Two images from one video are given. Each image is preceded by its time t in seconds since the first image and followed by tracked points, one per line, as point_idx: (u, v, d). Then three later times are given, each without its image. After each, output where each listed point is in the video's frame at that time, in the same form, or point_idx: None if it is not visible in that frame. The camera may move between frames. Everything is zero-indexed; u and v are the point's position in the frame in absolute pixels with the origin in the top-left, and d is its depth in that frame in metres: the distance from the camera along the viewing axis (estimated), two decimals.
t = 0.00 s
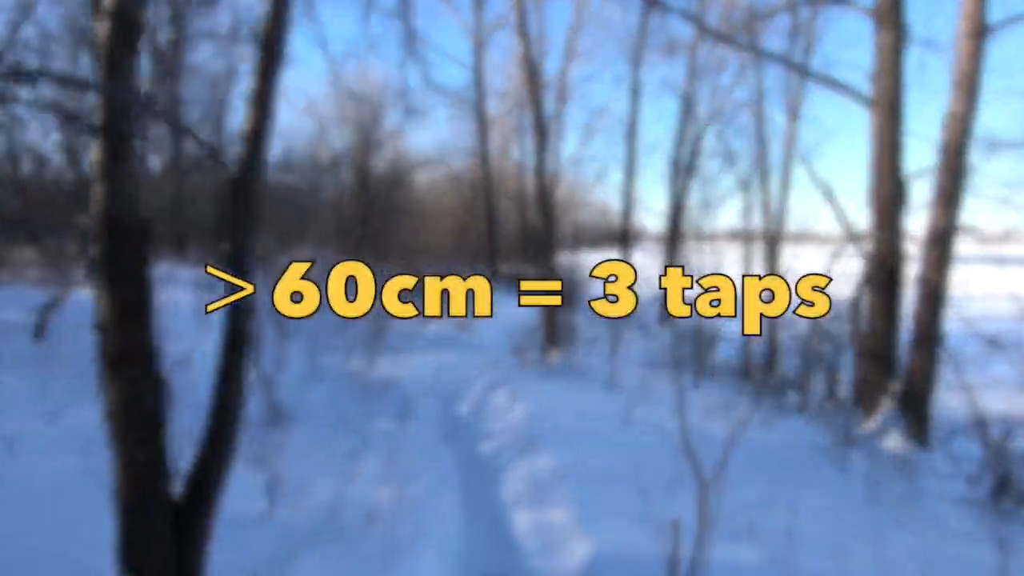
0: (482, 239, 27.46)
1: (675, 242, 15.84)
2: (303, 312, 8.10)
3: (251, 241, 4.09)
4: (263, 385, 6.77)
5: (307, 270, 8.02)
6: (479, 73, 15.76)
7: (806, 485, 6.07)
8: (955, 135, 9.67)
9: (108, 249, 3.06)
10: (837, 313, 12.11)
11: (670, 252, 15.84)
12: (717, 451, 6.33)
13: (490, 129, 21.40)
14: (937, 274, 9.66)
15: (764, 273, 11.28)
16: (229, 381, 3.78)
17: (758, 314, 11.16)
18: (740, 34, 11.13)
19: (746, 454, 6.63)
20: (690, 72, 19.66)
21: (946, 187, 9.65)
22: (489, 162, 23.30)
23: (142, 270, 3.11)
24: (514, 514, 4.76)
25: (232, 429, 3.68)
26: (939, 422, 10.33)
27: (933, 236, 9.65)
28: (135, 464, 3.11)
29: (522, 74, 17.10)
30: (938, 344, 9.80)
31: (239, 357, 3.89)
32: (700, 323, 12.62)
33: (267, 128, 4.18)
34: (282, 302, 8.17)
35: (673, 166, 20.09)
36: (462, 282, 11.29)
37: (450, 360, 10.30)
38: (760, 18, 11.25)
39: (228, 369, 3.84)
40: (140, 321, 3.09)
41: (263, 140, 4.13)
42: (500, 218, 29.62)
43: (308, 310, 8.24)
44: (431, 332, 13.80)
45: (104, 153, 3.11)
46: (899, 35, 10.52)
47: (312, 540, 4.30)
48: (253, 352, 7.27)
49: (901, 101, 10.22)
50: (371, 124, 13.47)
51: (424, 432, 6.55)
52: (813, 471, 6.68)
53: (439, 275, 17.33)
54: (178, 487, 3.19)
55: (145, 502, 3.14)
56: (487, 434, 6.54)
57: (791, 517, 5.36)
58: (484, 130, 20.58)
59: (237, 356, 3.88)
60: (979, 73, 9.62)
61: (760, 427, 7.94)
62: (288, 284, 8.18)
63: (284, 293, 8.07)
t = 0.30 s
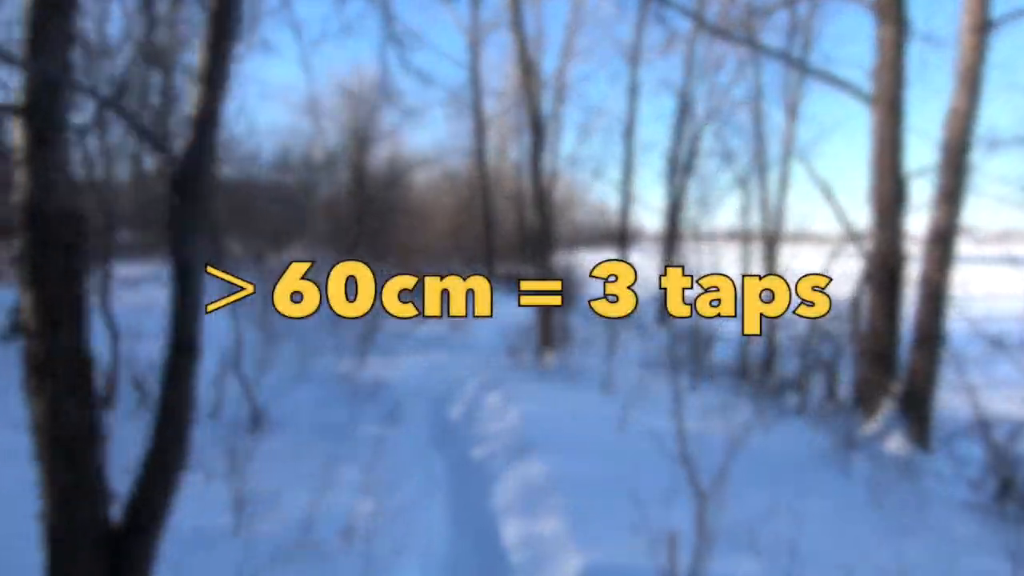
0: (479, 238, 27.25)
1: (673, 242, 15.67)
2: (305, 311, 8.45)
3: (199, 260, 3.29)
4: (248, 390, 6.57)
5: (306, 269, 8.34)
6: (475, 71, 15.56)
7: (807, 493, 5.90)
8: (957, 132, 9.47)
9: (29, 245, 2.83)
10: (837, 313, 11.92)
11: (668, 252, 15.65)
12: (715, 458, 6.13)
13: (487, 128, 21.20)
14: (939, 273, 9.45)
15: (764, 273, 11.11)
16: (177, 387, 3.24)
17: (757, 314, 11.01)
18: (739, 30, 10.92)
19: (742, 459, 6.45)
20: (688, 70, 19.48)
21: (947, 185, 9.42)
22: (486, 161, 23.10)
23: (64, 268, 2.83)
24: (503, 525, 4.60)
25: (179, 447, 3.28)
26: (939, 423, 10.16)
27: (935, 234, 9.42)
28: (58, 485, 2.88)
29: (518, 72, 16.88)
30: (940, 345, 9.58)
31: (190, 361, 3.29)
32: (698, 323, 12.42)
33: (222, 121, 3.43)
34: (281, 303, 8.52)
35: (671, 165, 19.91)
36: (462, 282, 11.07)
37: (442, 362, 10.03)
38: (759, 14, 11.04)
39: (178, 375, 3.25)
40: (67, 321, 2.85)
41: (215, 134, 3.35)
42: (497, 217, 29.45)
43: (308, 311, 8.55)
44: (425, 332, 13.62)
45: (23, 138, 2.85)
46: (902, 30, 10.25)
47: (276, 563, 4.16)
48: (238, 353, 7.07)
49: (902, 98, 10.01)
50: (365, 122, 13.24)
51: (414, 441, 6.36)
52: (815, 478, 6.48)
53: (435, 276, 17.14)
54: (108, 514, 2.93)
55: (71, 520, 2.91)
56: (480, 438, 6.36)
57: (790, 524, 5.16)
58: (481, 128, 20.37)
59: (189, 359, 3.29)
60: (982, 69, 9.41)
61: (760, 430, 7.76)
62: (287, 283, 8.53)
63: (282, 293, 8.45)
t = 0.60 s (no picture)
0: (476, 238, 27.02)
1: (672, 242, 15.46)
2: (301, 309, 8.53)
3: (154, 249, 3.32)
4: (235, 392, 6.34)
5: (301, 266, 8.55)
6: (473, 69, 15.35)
7: (813, 501, 5.69)
8: (964, 127, 9.24)
9: None
10: (840, 313, 11.70)
11: (668, 252, 15.44)
12: (724, 468, 5.88)
13: (486, 127, 21.00)
14: (945, 272, 9.22)
15: (765, 272, 10.87)
16: (131, 382, 3.23)
17: (758, 314, 10.78)
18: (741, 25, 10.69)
19: (750, 466, 6.21)
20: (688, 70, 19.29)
21: (953, 181, 9.20)
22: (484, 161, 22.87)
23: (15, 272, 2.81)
24: (499, 536, 4.37)
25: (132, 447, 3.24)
26: (944, 425, 9.94)
27: (942, 232, 9.19)
28: None
29: (517, 70, 16.67)
30: (946, 345, 9.34)
31: (143, 355, 3.27)
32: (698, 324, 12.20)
33: (179, 94, 3.44)
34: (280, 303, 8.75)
35: (670, 165, 19.72)
36: (463, 282, 10.85)
37: (435, 363, 9.76)
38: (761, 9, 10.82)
39: (132, 370, 3.22)
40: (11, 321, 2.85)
41: (172, 108, 3.40)
42: (495, 217, 29.25)
43: (305, 309, 8.63)
44: (421, 333, 13.38)
45: None
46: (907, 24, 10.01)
47: None
48: (222, 354, 6.81)
49: (908, 94, 9.81)
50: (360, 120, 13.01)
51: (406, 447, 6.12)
52: (822, 485, 6.26)
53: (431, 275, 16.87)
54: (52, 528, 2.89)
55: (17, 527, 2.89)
56: (474, 443, 6.16)
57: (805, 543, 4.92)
58: (479, 127, 20.16)
59: (143, 351, 3.28)
60: (989, 63, 9.20)
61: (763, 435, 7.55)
62: (285, 283, 8.78)
63: (281, 292, 8.74)
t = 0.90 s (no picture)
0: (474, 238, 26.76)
1: (673, 241, 15.22)
2: (302, 311, 8.61)
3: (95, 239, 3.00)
4: (220, 396, 6.04)
5: (304, 267, 8.41)
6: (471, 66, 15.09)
7: (826, 512, 5.46)
8: (974, 122, 8.97)
9: None
10: (844, 314, 11.44)
11: (669, 252, 15.19)
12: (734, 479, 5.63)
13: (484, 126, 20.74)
14: (955, 270, 8.94)
15: (766, 272, 10.61)
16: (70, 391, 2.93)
17: (758, 314, 10.49)
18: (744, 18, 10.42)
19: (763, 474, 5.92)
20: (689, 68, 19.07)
21: (964, 178, 8.92)
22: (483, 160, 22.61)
23: None
24: (499, 551, 4.12)
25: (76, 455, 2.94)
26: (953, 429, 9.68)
27: (952, 230, 8.90)
28: None
29: (516, 67, 16.41)
30: (956, 346, 9.06)
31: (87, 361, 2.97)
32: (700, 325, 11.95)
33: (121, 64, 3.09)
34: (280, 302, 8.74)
35: (670, 165, 19.49)
36: (463, 282, 10.58)
37: (429, 364, 9.46)
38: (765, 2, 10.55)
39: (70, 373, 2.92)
40: None
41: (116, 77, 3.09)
42: (493, 217, 29.00)
43: (306, 310, 8.68)
44: (416, 334, 13.10)
45: None
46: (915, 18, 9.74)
47: None
48: (205, 356, 6.52)
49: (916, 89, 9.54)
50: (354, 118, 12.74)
51: (398, 454, 5.85)
52: (835, 495, 6.02)
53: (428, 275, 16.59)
54: None
55: None
56: (471, 449, 5.89)
57: (827, 564, 4.66)
58: (477, 126, 19.89)
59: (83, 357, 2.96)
60: (1001, 57, 8.93)
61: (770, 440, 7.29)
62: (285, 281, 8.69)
63: (281, 291, 8.69)
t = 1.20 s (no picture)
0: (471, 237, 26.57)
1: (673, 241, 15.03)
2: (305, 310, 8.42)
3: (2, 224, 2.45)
4: (203, 402, 5.82)
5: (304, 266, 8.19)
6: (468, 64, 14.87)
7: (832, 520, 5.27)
8: (979, 119, 8.78)
9: None
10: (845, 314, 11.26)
11: (668, 252, 15.00)
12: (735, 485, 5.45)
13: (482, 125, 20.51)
14: (960, 270, 8.74)
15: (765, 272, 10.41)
16: None
17: (757, 314, 10.31)
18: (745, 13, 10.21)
19: (766, 481, 5.73)
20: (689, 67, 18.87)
21: (970, 176, 8.72)
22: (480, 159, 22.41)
23: None
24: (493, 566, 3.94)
25: None
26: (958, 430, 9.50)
27: (957, 229, 8.72)
28: None
29: (514, 65, 16.19)
30: (961, 347, 8.86)
31: None
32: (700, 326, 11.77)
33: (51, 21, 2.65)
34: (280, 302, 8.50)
35: (670, 164, 19.31)
36: (462, 282, 10.38)
37: (424, 366, 9.29)
38: None
39: None
40: None
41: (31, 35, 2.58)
42: (491, 216, 28.79)
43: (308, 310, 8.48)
44: (411, 334, 12.89)
45: None
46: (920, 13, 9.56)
47: None
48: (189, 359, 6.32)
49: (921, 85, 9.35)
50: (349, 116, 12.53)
51: (389, 461, 5.65)
52: (841, 502, 5.83)
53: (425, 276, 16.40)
54: None
55: None
56: (465, 456, 5.68)
57: None
58: (474, 125, 19.67)
59: None
60: (1007, 53, 8.74)
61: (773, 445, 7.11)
62: (285, 281, 8.45)
63: (281, 291, 8.45)
